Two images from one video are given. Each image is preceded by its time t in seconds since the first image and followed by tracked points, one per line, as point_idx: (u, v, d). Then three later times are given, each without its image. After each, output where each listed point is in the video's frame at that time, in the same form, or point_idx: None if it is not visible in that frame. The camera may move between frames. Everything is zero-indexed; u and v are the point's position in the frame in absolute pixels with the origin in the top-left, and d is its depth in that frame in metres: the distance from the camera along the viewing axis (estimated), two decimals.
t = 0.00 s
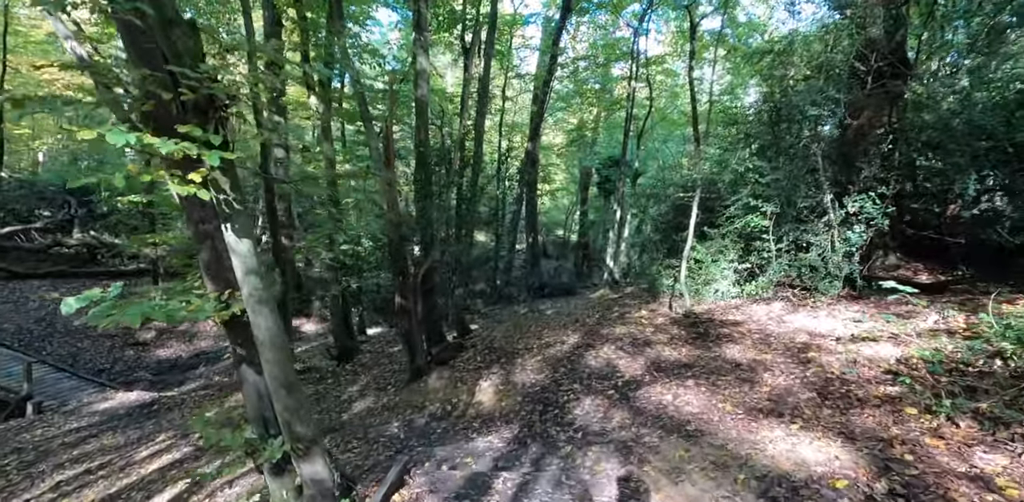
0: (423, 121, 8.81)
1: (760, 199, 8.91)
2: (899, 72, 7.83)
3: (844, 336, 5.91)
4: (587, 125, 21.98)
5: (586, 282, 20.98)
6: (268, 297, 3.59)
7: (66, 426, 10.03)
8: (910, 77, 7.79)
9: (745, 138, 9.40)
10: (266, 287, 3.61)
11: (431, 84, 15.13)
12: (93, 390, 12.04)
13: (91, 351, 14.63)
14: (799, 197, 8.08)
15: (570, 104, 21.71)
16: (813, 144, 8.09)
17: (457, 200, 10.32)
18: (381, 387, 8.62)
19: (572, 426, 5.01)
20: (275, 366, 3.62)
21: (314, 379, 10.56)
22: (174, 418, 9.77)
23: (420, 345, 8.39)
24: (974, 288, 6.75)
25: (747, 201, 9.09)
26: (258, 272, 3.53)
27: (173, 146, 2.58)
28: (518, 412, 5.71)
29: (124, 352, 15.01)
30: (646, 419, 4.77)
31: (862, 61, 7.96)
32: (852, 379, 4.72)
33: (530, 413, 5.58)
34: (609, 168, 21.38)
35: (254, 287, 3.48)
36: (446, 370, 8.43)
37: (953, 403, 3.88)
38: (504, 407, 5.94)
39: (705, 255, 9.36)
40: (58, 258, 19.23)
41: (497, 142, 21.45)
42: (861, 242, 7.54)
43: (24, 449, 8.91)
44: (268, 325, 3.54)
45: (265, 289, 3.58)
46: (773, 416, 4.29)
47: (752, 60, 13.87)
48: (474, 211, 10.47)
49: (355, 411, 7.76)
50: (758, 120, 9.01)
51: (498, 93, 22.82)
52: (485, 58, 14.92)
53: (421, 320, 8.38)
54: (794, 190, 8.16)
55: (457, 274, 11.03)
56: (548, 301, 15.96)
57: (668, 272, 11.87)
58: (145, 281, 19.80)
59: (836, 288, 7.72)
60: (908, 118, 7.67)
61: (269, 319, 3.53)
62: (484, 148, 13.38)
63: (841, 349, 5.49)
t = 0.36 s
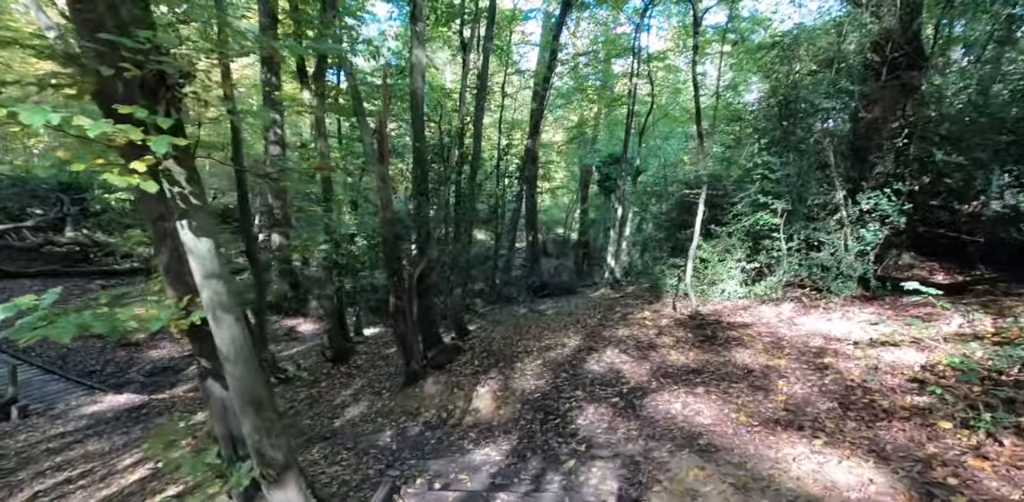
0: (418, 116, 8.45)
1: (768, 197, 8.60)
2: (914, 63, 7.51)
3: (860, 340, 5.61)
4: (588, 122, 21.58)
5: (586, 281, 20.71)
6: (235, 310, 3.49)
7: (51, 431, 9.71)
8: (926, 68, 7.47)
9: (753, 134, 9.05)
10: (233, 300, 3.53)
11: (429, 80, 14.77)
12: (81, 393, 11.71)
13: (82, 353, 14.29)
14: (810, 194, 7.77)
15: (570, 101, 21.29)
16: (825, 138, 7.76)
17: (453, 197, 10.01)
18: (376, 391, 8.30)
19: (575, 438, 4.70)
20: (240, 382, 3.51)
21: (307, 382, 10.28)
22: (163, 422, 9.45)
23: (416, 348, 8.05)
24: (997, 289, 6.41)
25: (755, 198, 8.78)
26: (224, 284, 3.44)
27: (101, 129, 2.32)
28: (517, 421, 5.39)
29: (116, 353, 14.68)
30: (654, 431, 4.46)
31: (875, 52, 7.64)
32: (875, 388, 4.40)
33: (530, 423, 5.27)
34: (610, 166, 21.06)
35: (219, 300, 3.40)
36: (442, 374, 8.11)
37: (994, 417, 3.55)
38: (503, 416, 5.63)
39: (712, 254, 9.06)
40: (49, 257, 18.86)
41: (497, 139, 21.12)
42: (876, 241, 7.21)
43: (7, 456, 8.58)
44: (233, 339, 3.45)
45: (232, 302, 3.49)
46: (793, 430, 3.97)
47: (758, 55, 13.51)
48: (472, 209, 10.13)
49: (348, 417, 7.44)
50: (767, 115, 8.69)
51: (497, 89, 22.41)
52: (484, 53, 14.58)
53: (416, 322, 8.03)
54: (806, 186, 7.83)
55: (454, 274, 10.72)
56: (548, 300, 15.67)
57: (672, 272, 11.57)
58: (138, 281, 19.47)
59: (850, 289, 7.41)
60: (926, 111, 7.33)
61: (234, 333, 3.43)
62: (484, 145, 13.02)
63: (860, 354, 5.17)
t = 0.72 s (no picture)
0: (415, 114, 8.14)
1: (779, 195, 8.30)
2: (933, 56, 7.18)
3: (879, 347, 5.33)
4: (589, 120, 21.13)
5: (588, 280, 20.43)
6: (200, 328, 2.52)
7: (39, 436, 9.45)
8: (945, 61, 7.14)
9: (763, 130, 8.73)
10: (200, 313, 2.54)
11: (428, 76, 14.46)
12: (72, 397, 11.39)
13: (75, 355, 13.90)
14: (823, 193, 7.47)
15: (571, 98, 20.84)
16: (838, 135, 7.46)
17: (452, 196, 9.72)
18: (372, 397, 7.98)
19: (579, 453, 4.42)
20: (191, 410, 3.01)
21: (302, 386, 10.01)
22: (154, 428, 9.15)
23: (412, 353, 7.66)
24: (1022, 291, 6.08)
25: (765, 197, 8.49)
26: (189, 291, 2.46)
27: (13, 113, 1.71)
28: (516, 433, 5.11)
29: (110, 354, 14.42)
30: (663, 448, 4.18)
31: (892, 44, 7.32)
32: (900, 401, 4.12)
33: (530, 435, 4.98)
34: (612, 165, 20.75)
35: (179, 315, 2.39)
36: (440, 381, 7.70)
37: None
38: (502, 426, 5.35)
39: (720, 255, 8.77)
40: (45, 256, 18.60)
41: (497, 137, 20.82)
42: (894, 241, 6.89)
43: None
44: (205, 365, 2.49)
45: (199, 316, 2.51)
46: (817, 450, 3.68)
47: (764, 50, 13.10)
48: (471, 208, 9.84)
49: (342, 425, 7.14)
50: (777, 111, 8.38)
51: (497, 86, 21.98)
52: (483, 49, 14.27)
53: (412, 325, 7.65)
54: (818, 184, 7.50)
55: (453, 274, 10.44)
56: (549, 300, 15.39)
57: (677, 273, 11.25)
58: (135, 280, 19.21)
59: (866, 292, 7.13)
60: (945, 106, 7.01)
61: (202, 359, 2.46)
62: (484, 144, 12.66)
63: (880, 363, 4.89)
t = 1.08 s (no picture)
0: (411, 107, 7.83)
1: (788, 191, 7.99)
2: (952, 44, 6.86)
3: (900, 349, 5.02)
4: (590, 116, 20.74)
5: (589, 278, 20.15)
6: (143, 337, 2.17)
7: (24, 440, 9.16)
8: (966, 49, 6.80)
9: (772, 123, 8.41)
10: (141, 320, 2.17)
11: (426, 69, 14.13)
12: (60, 397, 11.06)
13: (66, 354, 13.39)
14: (836, 188, 7.15)
15: (572, 94, 20.42)
16: (851, 127, 7.16)
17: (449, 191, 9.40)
18: (366, 399, 7.70)
19: (582, 466, 4.14)
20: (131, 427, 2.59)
21: (295, 386, 9.73)
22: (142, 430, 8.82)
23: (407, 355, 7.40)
24: None
25: (774, 193, 8.19)
26: (127, 297, 2.10)
27: None
28: (515, 441, 4.82)
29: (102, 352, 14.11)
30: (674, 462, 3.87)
31: (911, 32, 6.98)
32: (929, 410, 3.83)
33: (530, 444, 4.69)
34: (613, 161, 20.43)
35: (114, 323, 2.04)
36: (436, 382, 7.46)
37: None
38: (500, 433, 5.05)
39: (727, 252, 8.47)
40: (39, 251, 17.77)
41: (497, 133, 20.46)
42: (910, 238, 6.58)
43: None
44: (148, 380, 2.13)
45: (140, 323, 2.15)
46: (843, 465, 3.41)
47: (769, 43, 12.74)
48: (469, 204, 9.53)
49: (334, 429, 6.84)
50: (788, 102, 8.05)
51: (497, 82, 21.57)
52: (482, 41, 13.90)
53: (406, 324, 7.36)
54: (831, 178, 7.19)
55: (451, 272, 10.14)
56: (549, 298, 15.12)
57: (682, 271, 10.93)
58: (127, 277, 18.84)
59: (881, 291, 6.83)
60: (966, 96, 6.68)
61: (144, 374, 2.10)
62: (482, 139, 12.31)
63: (902, 367, 4.60)
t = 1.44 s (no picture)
0: (406, 99, 7.54)
1: (797, 187, 7.69)
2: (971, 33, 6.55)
3: (920, 354, 4.75)
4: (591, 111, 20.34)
5: (589, 275, 19.87)
6: (62, 355, 1.71)
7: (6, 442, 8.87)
8: (987, 37, 6.49)
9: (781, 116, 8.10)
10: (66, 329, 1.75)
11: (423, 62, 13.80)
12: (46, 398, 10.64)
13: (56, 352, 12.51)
14: (849, 183, 6.85)
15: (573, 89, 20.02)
16: (865, 119, 6.85)
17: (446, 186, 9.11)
18: (358, 401, 7.45)
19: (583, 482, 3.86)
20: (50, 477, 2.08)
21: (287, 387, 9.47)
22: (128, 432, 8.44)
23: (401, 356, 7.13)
24: None
25: (782, 188, 7.88)
26: (39, 302, 1.64)
27: None
28: (512, 451, 4.54)
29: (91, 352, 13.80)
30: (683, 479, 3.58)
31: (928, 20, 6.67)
32: (957, 422, 3.56)
33: (527, 456, 4.41)
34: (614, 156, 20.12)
35: (20, 336, 1.59)
36: (431, 384, 7.21)
37: None
38: (496, 442, 4.78)
39: (732, 250, 8.17)
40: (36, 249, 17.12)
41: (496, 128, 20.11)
42: (927, 236, 6.29)
43: None
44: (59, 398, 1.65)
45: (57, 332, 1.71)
46: (868, 485, 3.17)
47: (776, 35, 12.41)
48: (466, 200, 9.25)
49: (324, 434, 6.55)
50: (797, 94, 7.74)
51: (496, 76, 21.14)
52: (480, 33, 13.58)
53: (400, 325, 7.08)
54: (843, 172, 6.88)
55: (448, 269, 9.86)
56: (548, 296, 14.85)
57: (685, 269, 10.63)
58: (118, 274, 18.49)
59: (896, 290, 6.53)
60: (986, 87, 6.38)
61: (56, 397, 1.66)
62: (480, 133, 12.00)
63: (923, 374, 4.34)
